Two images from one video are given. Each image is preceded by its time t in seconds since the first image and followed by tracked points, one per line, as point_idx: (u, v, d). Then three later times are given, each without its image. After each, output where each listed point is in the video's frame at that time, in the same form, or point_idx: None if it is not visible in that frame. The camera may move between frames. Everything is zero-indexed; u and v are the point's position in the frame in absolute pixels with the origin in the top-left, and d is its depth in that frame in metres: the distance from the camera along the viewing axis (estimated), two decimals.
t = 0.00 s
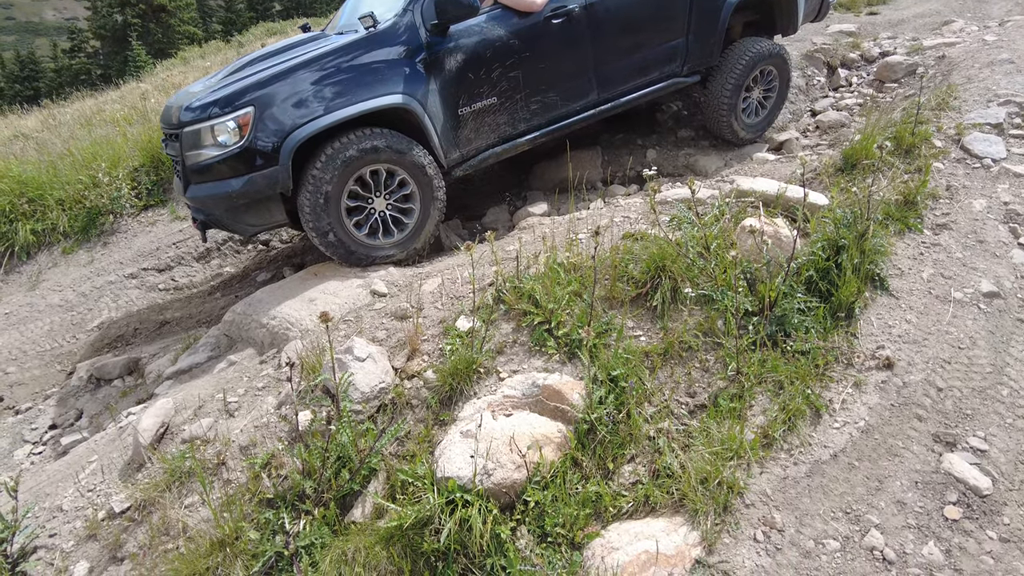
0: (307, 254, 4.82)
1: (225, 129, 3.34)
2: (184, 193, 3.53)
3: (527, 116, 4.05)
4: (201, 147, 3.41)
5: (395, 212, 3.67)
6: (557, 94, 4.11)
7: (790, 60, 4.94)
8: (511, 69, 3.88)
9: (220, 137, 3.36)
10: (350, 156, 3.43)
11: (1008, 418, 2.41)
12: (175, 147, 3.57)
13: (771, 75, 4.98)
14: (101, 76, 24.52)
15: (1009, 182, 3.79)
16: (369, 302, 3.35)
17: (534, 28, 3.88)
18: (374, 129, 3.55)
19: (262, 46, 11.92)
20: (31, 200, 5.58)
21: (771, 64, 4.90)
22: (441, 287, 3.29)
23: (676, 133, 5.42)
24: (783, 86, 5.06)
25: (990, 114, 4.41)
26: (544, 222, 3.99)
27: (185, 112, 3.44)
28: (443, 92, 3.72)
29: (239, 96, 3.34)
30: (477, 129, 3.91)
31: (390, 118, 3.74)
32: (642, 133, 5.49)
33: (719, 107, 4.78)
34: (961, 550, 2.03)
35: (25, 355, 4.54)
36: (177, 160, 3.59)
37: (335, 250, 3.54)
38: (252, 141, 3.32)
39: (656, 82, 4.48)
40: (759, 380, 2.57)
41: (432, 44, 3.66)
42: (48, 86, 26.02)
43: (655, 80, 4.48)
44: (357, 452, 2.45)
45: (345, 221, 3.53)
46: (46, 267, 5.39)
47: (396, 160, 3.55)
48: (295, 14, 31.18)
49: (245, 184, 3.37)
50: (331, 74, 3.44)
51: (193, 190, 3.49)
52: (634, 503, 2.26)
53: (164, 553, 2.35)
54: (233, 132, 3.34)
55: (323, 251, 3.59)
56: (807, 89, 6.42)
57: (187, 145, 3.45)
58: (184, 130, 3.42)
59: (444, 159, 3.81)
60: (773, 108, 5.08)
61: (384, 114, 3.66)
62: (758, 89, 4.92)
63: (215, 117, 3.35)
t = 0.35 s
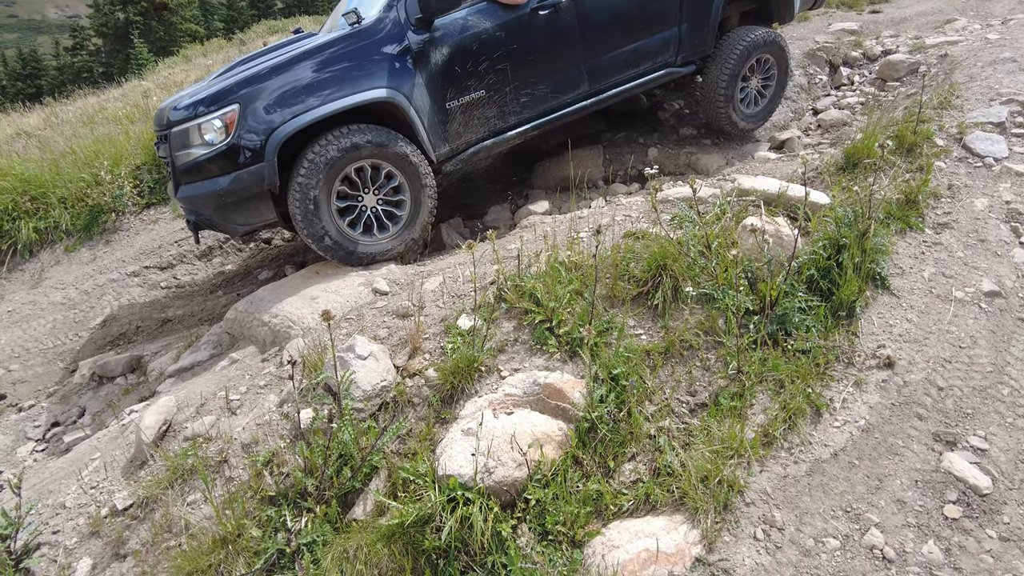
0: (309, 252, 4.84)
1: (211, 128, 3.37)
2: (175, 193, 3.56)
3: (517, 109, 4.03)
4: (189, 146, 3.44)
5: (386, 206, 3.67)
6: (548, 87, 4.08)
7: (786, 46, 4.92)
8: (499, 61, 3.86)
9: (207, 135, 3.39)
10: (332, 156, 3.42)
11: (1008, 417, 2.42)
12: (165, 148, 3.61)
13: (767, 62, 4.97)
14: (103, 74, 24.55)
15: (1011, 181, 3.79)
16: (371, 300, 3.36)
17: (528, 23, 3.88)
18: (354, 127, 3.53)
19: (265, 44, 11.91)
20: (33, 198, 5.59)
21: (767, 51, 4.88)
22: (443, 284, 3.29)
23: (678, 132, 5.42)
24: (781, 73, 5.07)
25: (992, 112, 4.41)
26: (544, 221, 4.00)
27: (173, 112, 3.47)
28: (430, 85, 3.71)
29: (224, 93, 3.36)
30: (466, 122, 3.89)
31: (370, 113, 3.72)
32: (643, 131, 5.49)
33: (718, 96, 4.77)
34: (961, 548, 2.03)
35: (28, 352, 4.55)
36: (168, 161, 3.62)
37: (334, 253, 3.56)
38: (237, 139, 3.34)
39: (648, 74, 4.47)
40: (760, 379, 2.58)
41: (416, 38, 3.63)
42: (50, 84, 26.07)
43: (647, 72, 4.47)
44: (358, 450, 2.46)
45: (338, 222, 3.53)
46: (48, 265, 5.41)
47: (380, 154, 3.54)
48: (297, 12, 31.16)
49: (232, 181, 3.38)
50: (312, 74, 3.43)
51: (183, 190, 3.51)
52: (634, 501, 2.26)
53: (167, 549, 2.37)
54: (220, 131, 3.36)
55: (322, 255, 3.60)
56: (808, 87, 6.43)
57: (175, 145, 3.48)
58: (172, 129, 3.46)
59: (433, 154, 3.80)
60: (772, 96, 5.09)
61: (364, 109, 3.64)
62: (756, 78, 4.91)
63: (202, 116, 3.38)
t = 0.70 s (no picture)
0: (310, 250, 4.84)
1: (213, 124, 3.38)
2: (177, 189, 3.57)
3: (518, 106, 4.02)
4: (191, 142, 3.44)
5: (388, 203, 3.67)
6: (549, 84, 4.08)
7: (788, 44, 4.91)
8: (501, 58, 3.85)
9: (209, 131, 3.39)
10: (334, 153, 3.43)
11: (1009, 417, 2.41)
12: (167, 144, 3.61)
13: (768, 60, 4.97)
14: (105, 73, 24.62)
15: (1013, 180, 3.78)
16: (372, 298, 3.36)
17: (529, 22, 3.88)
18: (356, 124, 3.53)
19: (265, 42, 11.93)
20: (35, 196, 5.60)
21: (768, 50, 4.88)
22: (444, 283, 3.30)
23: (679, 130, 5.43)
24: (783, 72, 5.06)
25: (995, 111, 4.40)
26: (545, 219, 4.00)
27: (175, 108, 3.47)
28: (431, 82, 3.70)
29: (226, 89, 3.36)
30: (468, 119, 3.89)
31: (371, 111, 3.73)
32: (644, 130, 5.50)
33: (718, 96, 4.77)
34: (961, 548, 2.03)
35: (30, 350, 4.56)
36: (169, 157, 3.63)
37: (337, 251, 3.56)
38: (239, 135, 3.35)
39: (650, 71, 4.47)
40: (760, 377, 2.58)
41: (418, 34, 3.63)
42: (51, 84, 26.09)
43: (649, 69, 4.47)
44: (358, 448, 2.46)
45: (340, 220, 3.53)
46: (50, 263, 5.42)
47: (382, 151, 3.54)
48: (298, 11, 31.18)
49: (234, 177, 3.39)
50: (314, 71, 3.43)
51: (184, 186, 3.51)
52: (634, 500, 2.26)
53: (168, 547, 2.37)
54: (222, 126, 3.37)
55: (323, 253, 3.60)
56: (810, 87, 6.42)
57: (177, 141, 3.48)
58: (174, 125, 3.46)
59: (435, 151, 3.80)
60: (773, 94, 5.08)
61: (365, 106, 3.65)
62: (757, 76, 4.91)
63: (204, 112, 3.38)
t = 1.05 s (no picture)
0: (307, 250, 4.84)
1: (210, 129, 3.36)
2: (174, 192, 3.57)
3: (517, 112, 4.00)
4: (188, 146, 3.44)
5: (385, 206, 3.66)
6: (548, 90, 4.06)
7: (787, 52, 4.89)
8: (500, 64, 3.83)
9: (206, 136, 3.38)
10: (331, 157, 3.41)
11: (1002, 418, 2.40)
12: (164, 147, 3.61)
13: (767, 68, 4.95)
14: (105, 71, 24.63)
15: (1010, 179, 3.77)
16: (367, 298, 3.36)
17: (529, 27, 3.85)
18: (353, 127, 3.52)
19: (264, 40, 11.93)
20: (32, 196, 5.60)
21: (768, 57, 4.85)
22: (439, 283, 3.29)
23: (677, 129, 5.43)
24: (782, 80, 5.05)
25: (993, 110, 4.38)
26: (541, 219, 3.99)
27: (173, 112, 3.47)
28: (430, 88, 3.68)
29: (224, 94, 3.35)
30: (466, 126, 3.87)
31: (369, 114, 3.71)
32: (642, 129, 5.51)
33: (716, 103, 4.76)
34: (951, 549, 2.02)
35: (26, 350, 4.57)
36: (167, 160, 3.63)
37: (333, 253, 3.56)
38: (236, 139, 3.34)
39: (650, 76, 4.44)
40: (753, 378, 2.57)
41: (417, 40, 3.61)
42: (52, 82, 26.12)
43: (649, 74, 4.44)
44: (350, 449, 2.46)
45: (336, 222, 3.53)
46: (47, 263, 5.42)
47: (379, 154, 3.53)
48: (298, 8, 31.15)
49: (231, 182, 3.39)
50: (312, 76, 3.42)
51: (181, 190, 3.51)
52: (625, 501, 2.26)
53: (159, 548, 2.37)
54: (219, 131, 3.36)
55: (319, 254, 3.60)
56: (809, 85, 6.41)
57: (174, 145, 3.48)
58: (171, 129, 3.46)
59: (432, 157, 3.78)
60: (772, 101, 5.07)
61: (363, 110, 3.63)
62: (755, 84, 4.89)
63: (201, 116, 3.37)
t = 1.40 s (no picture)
0: (305, 246, 4.86)
1: (206, 123, 3.38)
2: (170, 187, 3.58)
3: (512, 106, 4.01)
4: (184, 141, 3.45)
5: (380, 201, 3.68)
6: (544, 84, 4.07)
7: (784, 46, 4.89)
8: (495, 58, 3.84)
9: (202, 131, 3.40)
10: (325, 152, 3.43)
11: (993, 412, 2.42)
12: (160, 142, 3.62)
13: (764, 62, 4.96)
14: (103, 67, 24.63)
15: (1005, 175, 3.79)
16: (363, 294, 3.38)
17: (525, 22, 3.86)
18: (347, 122, 3.53)
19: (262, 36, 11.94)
20: (31, 192, 5.61)
21: (764, 51, 4.86)
22: (435, 279, 3.31)
23: (674, 125, 5.46)
24: (778, 74, 5.06)
25: (988, 106, 4.39)
26: (537, 215, 4.01)
27: (169, 106, 3.48)
28: (425, 82, 3.69)
29: (219, 89, 3.37)
30: (461, 120, 3.88)
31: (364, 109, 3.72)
32: (639, 125, 5.54)
33: (713, 97, 4.78)
34: (941, 542, 2.04)
35: (26, 346, 4.59)
36: (163, 155, 3.64)
37: (329, 248, 3.58)
38: (232, 134, 3.36)
39: (646, 71, 4.46)
40: (747, 373, 2.59)
41: (412, 34, 3.62)
42: (51, 78, 26.11)
43: (644, 69, 4.46)
44: (346, 444, 2.48)
45: (331, 218, 3.55)
46: (46, 259, 5.43)
47: (373, 149, 3.54)
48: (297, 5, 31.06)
49: (227, 177, 3.40)
50: (307, 71, 3.43)
51: (177, 184, 3.53)
52: (619, 494, 2.28)
53: (158, 542, 2.39)
54: (214, 126, 3.38)
55: (316, 250, 3.62)
56: (806, 81, 6.42)
57: (170, 140, 3.49)
58: (167, 124, 3.47)
59: (428, 151, 3.80)
60: (768, 95, 5.08)
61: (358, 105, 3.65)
62: (752, 78, 4.90)
63: (196, 111, 3.39)
